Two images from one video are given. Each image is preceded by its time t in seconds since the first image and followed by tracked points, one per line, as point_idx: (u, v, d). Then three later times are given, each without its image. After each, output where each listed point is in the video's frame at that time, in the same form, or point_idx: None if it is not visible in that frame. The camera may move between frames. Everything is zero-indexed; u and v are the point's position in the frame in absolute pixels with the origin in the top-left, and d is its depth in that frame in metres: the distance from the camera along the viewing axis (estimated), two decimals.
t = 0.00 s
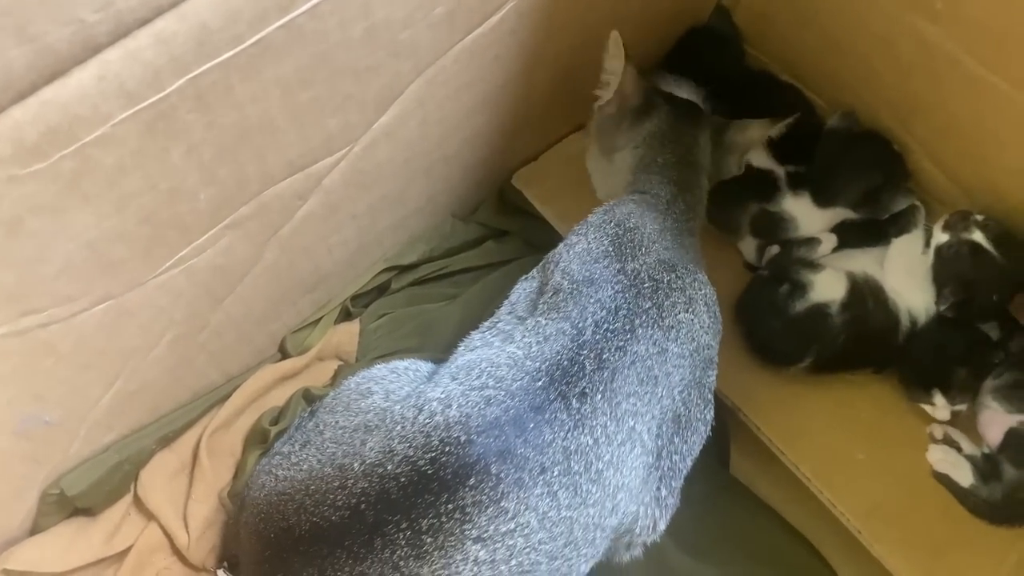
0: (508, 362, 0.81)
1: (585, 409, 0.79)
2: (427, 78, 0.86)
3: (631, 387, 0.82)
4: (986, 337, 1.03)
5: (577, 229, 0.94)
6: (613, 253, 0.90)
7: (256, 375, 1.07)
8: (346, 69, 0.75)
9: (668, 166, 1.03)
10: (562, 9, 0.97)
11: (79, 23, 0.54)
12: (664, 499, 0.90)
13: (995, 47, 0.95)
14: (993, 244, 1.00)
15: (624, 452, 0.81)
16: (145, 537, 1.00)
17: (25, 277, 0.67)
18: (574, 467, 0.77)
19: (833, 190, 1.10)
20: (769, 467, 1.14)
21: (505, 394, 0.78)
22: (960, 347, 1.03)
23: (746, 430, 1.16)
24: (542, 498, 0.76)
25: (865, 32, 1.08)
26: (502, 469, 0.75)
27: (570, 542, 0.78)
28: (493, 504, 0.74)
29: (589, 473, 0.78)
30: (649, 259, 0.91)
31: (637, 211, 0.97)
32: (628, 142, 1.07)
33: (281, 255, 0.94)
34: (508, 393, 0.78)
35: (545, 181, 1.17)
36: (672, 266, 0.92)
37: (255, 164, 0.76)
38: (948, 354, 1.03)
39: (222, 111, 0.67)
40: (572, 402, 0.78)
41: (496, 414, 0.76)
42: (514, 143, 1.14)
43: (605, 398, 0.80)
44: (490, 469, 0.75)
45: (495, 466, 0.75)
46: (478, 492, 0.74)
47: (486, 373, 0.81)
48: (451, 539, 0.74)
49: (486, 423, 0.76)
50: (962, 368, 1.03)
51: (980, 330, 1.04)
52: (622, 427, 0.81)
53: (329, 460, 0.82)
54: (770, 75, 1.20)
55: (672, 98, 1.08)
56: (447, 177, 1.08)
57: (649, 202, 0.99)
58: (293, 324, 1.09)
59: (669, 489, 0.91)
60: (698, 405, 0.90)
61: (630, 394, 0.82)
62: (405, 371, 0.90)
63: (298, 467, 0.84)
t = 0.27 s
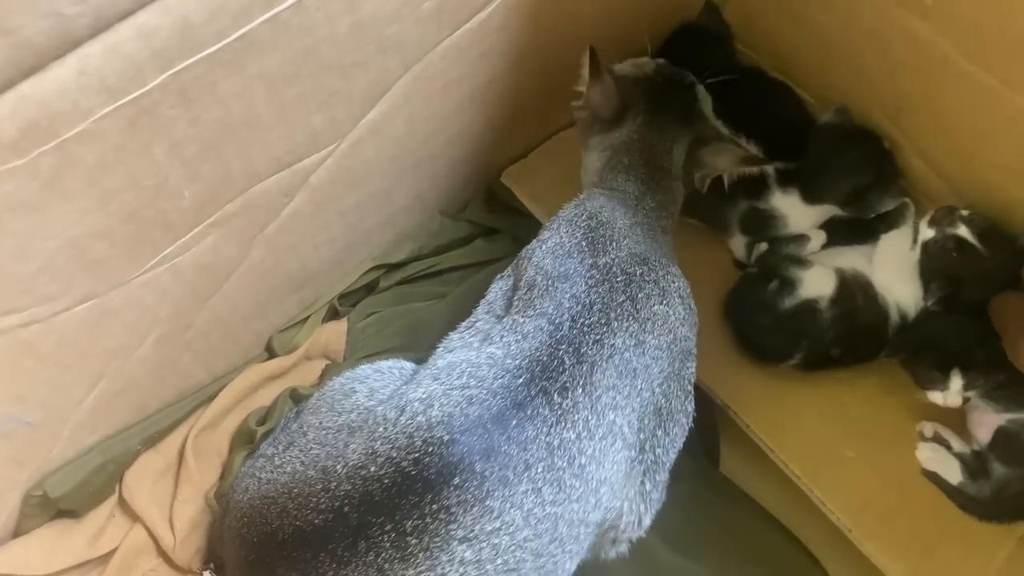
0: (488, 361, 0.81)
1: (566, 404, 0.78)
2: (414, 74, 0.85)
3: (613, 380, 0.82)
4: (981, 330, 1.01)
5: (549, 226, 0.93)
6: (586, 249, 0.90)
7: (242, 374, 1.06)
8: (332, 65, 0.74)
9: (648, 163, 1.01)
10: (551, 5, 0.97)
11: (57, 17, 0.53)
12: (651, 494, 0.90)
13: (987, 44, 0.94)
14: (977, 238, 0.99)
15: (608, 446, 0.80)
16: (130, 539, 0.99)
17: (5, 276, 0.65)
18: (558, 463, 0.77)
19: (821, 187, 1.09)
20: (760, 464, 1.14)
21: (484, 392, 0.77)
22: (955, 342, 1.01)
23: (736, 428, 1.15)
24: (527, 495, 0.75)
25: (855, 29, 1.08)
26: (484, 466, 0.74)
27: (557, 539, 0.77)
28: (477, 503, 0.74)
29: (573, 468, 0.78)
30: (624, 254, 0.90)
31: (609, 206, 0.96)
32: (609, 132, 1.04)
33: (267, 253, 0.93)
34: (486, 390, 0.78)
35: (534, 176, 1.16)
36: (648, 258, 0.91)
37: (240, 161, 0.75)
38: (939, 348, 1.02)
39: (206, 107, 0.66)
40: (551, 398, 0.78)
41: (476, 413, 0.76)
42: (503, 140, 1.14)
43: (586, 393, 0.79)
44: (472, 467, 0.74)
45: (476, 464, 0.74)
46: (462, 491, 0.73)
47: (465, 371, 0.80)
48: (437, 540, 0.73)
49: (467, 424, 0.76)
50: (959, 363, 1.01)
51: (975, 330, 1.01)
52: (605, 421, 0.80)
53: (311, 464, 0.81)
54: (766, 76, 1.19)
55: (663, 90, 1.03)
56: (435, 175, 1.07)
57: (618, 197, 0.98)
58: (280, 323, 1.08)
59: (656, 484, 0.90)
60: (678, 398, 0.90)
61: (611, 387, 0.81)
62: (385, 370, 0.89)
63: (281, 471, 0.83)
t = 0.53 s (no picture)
0: (465, 358, 0.80)
1: (545, 402, 0.78)
2: (401, 73, 0.85)
3: (591, 378, 0.81)
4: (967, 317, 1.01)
5: (528, 223, 0.92)
6: (562, 245, 0.89)
7: (230, 375, 1.05)
8: (318, 64, 0.74)
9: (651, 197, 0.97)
10: (538, 5, 0.97)
11: (37, 15, 0.53)
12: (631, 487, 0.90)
13: (970, 41, 0.95)
14: (944, 219, 1.02)
15: (587, 445, 0.81)
16: (117, 541, 0.99)
17: None
18: (537, 462, 0.77)
19: (809, 182, 1.10)
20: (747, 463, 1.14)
21: (462, 390, 0.77)
22: (949, 336, 1.01)
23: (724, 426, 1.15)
24: (506, 494, 0.75)
25: (841, 28, 1.08)
26: (463, 466, 0.74)
27: (539, 537, 0.78)
28: (457, 503, 0.73)
29: (553, 466, 0.78)
30: (599, 250, 0.89)
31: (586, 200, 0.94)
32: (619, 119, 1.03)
33: (254, 253, 0.92)
34: (465, 389, 0.77)
35: (523, 176, 1.16)
36: (626, 254, 0.90)
37: (225, 160, 0.75)
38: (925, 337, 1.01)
39: (190, 107, 0.66)
40: (530, 397, 0.77)
41: (454, 412, 0.75)
42: (490, 141, 1.14)
43: (565, 392, 0.79)
44: (451, 468, 0.74)
45: (455, 464, 0.74)
46: (441, 491, 0.73)
47: (443, 369, 0.80)
48: (416, 540, 0.73)
49: (444, 421, 0.75)
50: (951, 358, 1.01)
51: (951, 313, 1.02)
52: (583, 419, 0.80)
53: (291, 467, 0.81)
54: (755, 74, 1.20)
55: (694, 85, 1.02)
56: (423, 174, 1.07)
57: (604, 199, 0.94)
58: (268, 323, 1.07)
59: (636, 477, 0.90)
60: (655, 393, 0.90)
61: (590, 385, 0.81)
62: (367, 369, 0.89)
63: (264, 474, 0.82)
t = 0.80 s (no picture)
0: (432, 366, 0.79)
1: (509, 416, 0.77)
2: (386, 79, 0.85)
3: (558, 393, 0.80)
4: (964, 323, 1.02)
5: (511, 227, 0.89)
6: (538, 253, 0.85)
7: (216, 382, 1.05)
8: (301, 70, 0.73)
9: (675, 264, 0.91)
10: (524, 10, 0.96)
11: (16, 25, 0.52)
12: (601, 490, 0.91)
13: (955, 46, 0.95)
14: (948, 230, 1.01)
15: (552, 459, 0.80)
16: (103, 549, 0.99)
17: None
18: (500, 476, 0.77)
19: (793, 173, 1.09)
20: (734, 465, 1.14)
21: (426, 403, 0.76)
22: (951, 342, 1.01)
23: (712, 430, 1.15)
24: (468, 510, 0.75)
25: (826, 32, 1.09)
26: (424, 480, 0.73)
27: (505, 551, 0.78)
28: (418, 519, 0.73)
29: (517, 480, 0.78)
30: (579, 262, 0.85)
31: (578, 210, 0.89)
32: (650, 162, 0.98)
33: (239, 259, 0.92)
34: (429, 402, 0.76)
35: (510, 179, 1.17)
36: (609, 267, 0.86)
37: (209, 168, 0.74)
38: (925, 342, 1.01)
39: (173, 115, 0.66)
40: (494, 410, 0.76)
41: (417, 424, 0.75)
42: (477, 145, 1.13)
43: (530, 405, 0.78)
44: (412, 483, 0.73)
45: (416, 479, 0.73)
46: (402, 508, 0.73)
47: (411, 379, 0.79)
48: (377, 558, 0.72)
49: (405, 435, 0.74)
50: (957, 363, 1.00)
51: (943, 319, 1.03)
52: (548, 435, 0.79)
53: (260, 480, 0.81)
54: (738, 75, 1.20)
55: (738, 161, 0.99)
56: (410, 179, 1.07)
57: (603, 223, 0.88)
58: (254, 329, 1.07)
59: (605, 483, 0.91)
60: (627, 401, 0.89)
61: (555, 400, 0.80)
62: (338, 380, 0.88)
63: (240, 486, 0.83)
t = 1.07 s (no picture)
0: (419, 366, 0.79)
1: (485, 432, 0.76)
2: (378, 82, 0.85)
3: (540, 417, 0.78)
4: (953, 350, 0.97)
5: (548, 245, 0.86)
6: (566, 280, 0.82)
7: (209, 385, 1.05)
8: (292, 73, 0.73)
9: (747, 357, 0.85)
10: (517, 12, 0.96)
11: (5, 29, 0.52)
12: (580, 512, 0.90)
13: (946, 49, 0.96)
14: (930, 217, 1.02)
15: (527, 480, 0.79)
16: (95, 553, 0.99)
17: None
18: (471, 490, 0.76)
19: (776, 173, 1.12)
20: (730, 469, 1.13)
21: (407, 406, 0.76)
22: (946, 376, 0.97)
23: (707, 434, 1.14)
24: (433, 523, 0.75)
25: (817, 34, 1.09)
26: (392, 486, 0.73)
27: (474, 564, 0.78)
28: (384, 523, 0.73)
29: (488, 497, 0.77)
30: (603, 297, 0.81)
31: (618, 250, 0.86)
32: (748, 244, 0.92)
33: (231, 262, 0.92)
34: (410, 407, 0.76)
35: (504, 180, 1.17)
36: (632, 309, 0.82)
37: (200, 170, 0.74)
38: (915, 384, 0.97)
39: (164, 118, 0.65)
40: (471, 424, 0.75)
41: (393, 428, 0.75)
42: (470, 147, 1.13)
43: (509, 424, 0.77)
44: (380, 487, 0.73)
45: (385, 484, 0.73)
46: (369, 512, 0.73)
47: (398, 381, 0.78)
48: (341, 559, 0.73)
49: (379, 437, 0.74)
50: (945, 399, 0.97)
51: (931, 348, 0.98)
52: (524, 459, 0.78)
53: (240, 475, 0.82)
54: (732, 77, 1.20)
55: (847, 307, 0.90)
56: (402, 181, 1.07)
57: (643, 275, 0.85)
58: (246, 332, 1.07)
59: (583, 506, 0.90)
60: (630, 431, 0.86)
61: (535, 424, 0.78)
62: (316, 380, 0.87)
63: (219, 487, 0.84)
